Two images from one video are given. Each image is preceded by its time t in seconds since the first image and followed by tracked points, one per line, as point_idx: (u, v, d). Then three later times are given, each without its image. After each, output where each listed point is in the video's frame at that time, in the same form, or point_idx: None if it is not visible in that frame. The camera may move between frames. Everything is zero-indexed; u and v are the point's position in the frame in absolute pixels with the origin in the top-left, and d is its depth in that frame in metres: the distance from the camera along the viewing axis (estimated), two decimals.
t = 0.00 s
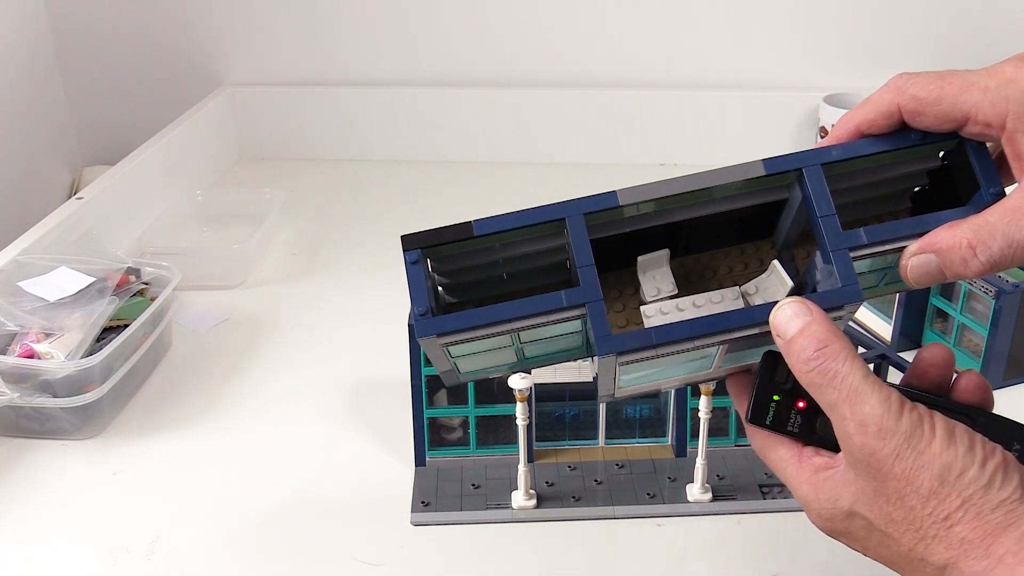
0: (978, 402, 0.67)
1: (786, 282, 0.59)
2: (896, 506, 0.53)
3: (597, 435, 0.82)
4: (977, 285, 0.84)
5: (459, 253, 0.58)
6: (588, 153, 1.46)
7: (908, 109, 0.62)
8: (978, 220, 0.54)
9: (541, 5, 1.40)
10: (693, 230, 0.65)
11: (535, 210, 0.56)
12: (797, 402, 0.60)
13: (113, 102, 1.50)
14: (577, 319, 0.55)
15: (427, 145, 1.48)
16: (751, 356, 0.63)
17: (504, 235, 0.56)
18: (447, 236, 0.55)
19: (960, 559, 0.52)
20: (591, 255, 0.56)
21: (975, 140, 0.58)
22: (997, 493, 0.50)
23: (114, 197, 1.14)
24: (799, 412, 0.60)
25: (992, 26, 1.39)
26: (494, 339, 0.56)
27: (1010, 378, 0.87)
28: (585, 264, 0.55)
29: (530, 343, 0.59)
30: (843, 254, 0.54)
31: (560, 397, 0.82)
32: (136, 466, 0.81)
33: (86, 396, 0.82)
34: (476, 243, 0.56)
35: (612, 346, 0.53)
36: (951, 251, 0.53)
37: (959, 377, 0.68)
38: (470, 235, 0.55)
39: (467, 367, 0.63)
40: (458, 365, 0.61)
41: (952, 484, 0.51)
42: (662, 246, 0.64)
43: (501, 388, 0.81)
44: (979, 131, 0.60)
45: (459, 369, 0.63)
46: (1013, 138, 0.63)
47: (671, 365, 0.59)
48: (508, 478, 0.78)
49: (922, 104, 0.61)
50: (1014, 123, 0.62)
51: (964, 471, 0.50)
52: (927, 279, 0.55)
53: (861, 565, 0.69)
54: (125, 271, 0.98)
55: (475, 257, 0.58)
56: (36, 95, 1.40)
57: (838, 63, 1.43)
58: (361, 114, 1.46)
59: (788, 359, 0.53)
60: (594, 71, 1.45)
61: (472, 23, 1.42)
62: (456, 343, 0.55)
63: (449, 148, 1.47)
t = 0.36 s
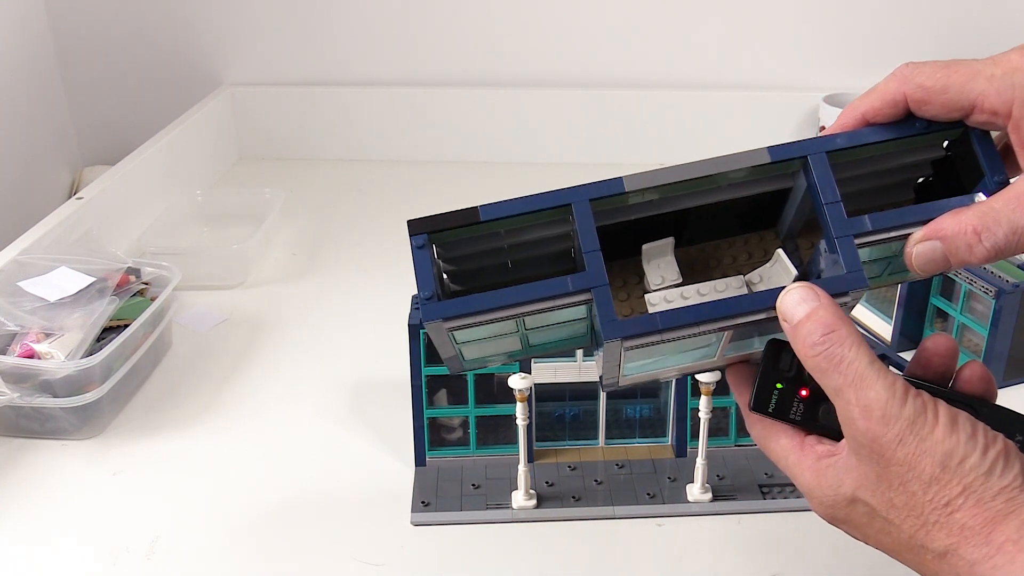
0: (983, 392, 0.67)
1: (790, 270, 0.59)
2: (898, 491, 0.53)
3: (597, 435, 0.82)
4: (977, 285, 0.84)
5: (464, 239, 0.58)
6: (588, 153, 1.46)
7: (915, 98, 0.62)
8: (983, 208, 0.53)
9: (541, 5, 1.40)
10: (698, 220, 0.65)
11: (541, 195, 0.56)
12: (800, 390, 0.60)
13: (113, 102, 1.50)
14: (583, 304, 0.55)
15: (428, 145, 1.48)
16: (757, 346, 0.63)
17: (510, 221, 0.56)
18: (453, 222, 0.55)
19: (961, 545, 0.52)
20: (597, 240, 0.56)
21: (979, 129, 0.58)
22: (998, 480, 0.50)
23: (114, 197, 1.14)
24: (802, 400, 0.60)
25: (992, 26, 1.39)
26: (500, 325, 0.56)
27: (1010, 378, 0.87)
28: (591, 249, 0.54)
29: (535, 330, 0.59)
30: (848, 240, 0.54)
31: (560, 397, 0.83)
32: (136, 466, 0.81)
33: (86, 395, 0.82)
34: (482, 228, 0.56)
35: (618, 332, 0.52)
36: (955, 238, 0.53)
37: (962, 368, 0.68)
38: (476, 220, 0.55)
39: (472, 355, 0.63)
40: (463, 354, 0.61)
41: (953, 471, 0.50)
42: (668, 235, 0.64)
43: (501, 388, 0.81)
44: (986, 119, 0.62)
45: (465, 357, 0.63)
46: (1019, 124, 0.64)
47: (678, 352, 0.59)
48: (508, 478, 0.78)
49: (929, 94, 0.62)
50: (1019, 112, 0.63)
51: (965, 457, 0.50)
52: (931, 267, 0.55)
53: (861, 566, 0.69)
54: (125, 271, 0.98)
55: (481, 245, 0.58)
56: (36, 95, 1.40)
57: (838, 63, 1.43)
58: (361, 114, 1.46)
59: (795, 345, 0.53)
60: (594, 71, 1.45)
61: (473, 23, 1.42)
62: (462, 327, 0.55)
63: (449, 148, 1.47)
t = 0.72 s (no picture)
0: (983, 391, 0.67)
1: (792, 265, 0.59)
2: (899, 484, 0.53)
3: (597, 435, 0.82)
4: (977, 285, 0.84)
5: (466, 244, 0.58)
6: (588, 153, 1.46)
7: (914, 93, 0.62)
8: (981, 195, 0.54)
9: (541, 6, 1.40)
10: (698, 220, 0.65)
11: (541, 198, 0.56)
12: (800, 388, 0.60)
13: (113, 102, 1.50)
14: (586, 303, 0.55)
15: (428, 146, 1.48)
16: (754, 343, 0.62)
17: (512, 223, 0.56)
18: (455, 225, 0.56)
19: (961, 537, 0.52)
20: (597, 240, 0.56)
21: (974, 118, 0.59)
22: (998, 472, 0.51)
23: (114, 198, 1.14)
24: (802, 398, 0.61)
25: (992, 26, 1.39)
26: (503, 327, 0.56)
27: (1010, 378, 0.87)
28: (592, 249, 0.55)
29: (541, 332, 0.58)
30: (847, 232, 0.54)
31: (560, 396, 0.82)
32: (136, 466, 0.81)
33: (86, 395, 0.82)
34: (484, 231, 0.57)
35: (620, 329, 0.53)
36: (955, 226, 0.53)
37: (962, 366, 0.68)
38: (478, 223, 0.55)
39: (477, 363, 0.63)
40: (469, 360, 0.61)
41: (953, 462, 0.51)
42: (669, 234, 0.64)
43: (501, 389, 0.81)
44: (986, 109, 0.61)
45: (471, 364, 0.62)
46: (1018, 114, 0.64)
47: (681, 348, 0.59)
48: (508, 478, 0.78)
49: (928, 89, 0.61)
50: (1018, 100, 0.63)
51: (965, 449, 0.50)
52: (932, 256, 0.55)
53: (861, 566, 0.69)
54: (125, 271, 0.98)
55: (483, 250, 0.58)
56: (36, 96, 1.40)
57: (838, 63, 1.43)
58: (362, 114, 1.46)
59: (796, 337, 0.53)
60: (594, 71, 1.45)
61: (474, 24, 1.42)
62: (467, 330, 0.55)
63: (449, 148, 1.47)
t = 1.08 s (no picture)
0: (978, 386, 0.67)
1: (788, 259, 0.59)
2: (889, 476, 0.53)
3: (597, 435, 0.82)
4: (977, 284, 0.84)
5: (466, 241, 0.58)
6: (588, 153, 1.46)
7: (909, 87, 0.61)
8: (977, 189, 0.54)
9: (541, 5, 1.40)
10: (695, 215, 0.66)
11: (539, 194, 0.56)
12: (795, 381, 0.61)
13: (113, 102, 1.50)
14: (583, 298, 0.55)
15: (428, 145, 1.48)
16: (754, 338, 0.63)
17: (510, 219, 0.57)
18: (454, 222, 0.56)
19: (950, 530, 0.51)
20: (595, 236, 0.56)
21: (969, 112, 0.60)
22: (987, 466, 0.50)
23: (114, 198, 1.14)
24: (796, 391, 0.61)
25: (993, 26, 1.39)
26: (502, 323, 0.56)
27: (1010, 378, 0.87)
28: (589, 244, 0.55)
29: (539, 328, 0.58)
30: (842, 226, 0.54)
31: (560, 396, 0.82)
32: (136, 466, 0.81)
33: (86, 396, 0.82)
34: (483, 228, 0.57)
35: (619, 323, 0.53)
36: (951, 220, 0.53)
37: (956, 362, 0.68)
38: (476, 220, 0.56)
39: (479, 360, 0.63)
40: (468, 356, 0.61)
41: (943, 455, 0.51)
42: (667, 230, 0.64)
43: (501, 389, 0.81)
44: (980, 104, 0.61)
45: (471, 360, 0.62)
46: (1013, 108, 0.63)
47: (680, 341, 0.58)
48: (508, 478, 0.78)
49: (924, 83, 0.60)
50: (1013, 94, 0.62)
51: (955, 442, 0.50)
52: (926, 250, 0.55)
53: (861, 567, 0.69)
54: (125, 271, 0.98)
55: (482, 246, 0.58)
56: (36, 95, 1.40)
57: (839, 63, 1.43)
58: (362, 114, 1.46)
59: (791, 331, 0.54)
60: (595, 71, 1.45)
61: (474, 23, 1.42)
62: (465, 325, 0.55)
63: (449, 148, 1.47)
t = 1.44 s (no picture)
0: (979, 382, 0.68)
1: (788, 255, 0.59)
2: (889, 472, 0.53)
3: (597, 435, 0.82)
4: (977, 285, 0.84)
5: (467, 240, 0.58)
6: (588, 153, 1.46)
7: (909, 77, 0.63)
8: (975, 185, 0.54)
9: (541, 6, 1.40)
10: (697, 214, 0.66)
11: (540, 193, 0.56)
12: (796, 377, 0.61)
13: (113, 102, 1.50)
14: (585, 296, 0.55)
15: (428, 146, 1.48)
16: (756, 335, 0.63)
17: (512, 218, 0.57)
18: (455, 221, 0.56)
19: (949, 526, 0.52)
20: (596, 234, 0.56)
21: (967, 107, 0.59)
22: (986, 461, 0.50)
23: (114, 198, 1.14)
24: (797, 389, 0.61)
25: (992, 27, 1.39)
26: (505, 321, 0.56)
27: (1010, 378, 0.87)
28: (590, 242, 0.55)
29: (542, 327, 0.58)
30: (842, 222, 0.55)
31: (560, 396, 0.82)
32: (136, 466, 0.81)
33: (86, 395, 0.82)
34: (484, 227, 0.57)
35: (620, 320, 0.53)
36: (950, 216, 0.53)
37: (957, 358, 0.68)
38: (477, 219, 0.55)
39: (481, 359, 0.62)
40: (470, 355, 0.61)
41: (943, 452, 0.51)
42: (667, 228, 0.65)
43: (501, 389, 0.81)
44: (977, 99, 0.61)
45: (473, 360, 0.62)
46: (1012, 103, 0.62)
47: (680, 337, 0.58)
48: (508, 478, 0.78)
49: (923, 72, 0.62)
50: (1011, 89, 0.62)
51: (954, 438, 0.50)
52: (926, 246, 0.55)
53: (862, 567, 0.69)
54: (125, 271, 0.98)
55: (484, 246, 0.58)
56: (36, 95, 1.40)
57: (838, 63, 1.43)
58: (361, 114, 1.46)
59: (792, 327, 0.53)
60: (594, 71, 1.45)
61: (474, 24, 1.42)
62: (467, 324, 0.55)
63: (448, 148, 1.47)
